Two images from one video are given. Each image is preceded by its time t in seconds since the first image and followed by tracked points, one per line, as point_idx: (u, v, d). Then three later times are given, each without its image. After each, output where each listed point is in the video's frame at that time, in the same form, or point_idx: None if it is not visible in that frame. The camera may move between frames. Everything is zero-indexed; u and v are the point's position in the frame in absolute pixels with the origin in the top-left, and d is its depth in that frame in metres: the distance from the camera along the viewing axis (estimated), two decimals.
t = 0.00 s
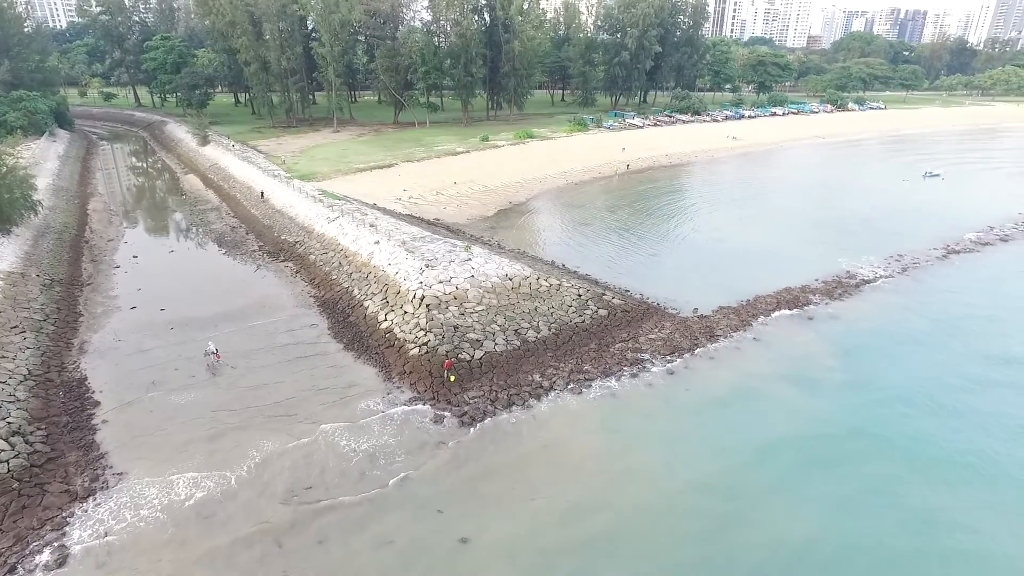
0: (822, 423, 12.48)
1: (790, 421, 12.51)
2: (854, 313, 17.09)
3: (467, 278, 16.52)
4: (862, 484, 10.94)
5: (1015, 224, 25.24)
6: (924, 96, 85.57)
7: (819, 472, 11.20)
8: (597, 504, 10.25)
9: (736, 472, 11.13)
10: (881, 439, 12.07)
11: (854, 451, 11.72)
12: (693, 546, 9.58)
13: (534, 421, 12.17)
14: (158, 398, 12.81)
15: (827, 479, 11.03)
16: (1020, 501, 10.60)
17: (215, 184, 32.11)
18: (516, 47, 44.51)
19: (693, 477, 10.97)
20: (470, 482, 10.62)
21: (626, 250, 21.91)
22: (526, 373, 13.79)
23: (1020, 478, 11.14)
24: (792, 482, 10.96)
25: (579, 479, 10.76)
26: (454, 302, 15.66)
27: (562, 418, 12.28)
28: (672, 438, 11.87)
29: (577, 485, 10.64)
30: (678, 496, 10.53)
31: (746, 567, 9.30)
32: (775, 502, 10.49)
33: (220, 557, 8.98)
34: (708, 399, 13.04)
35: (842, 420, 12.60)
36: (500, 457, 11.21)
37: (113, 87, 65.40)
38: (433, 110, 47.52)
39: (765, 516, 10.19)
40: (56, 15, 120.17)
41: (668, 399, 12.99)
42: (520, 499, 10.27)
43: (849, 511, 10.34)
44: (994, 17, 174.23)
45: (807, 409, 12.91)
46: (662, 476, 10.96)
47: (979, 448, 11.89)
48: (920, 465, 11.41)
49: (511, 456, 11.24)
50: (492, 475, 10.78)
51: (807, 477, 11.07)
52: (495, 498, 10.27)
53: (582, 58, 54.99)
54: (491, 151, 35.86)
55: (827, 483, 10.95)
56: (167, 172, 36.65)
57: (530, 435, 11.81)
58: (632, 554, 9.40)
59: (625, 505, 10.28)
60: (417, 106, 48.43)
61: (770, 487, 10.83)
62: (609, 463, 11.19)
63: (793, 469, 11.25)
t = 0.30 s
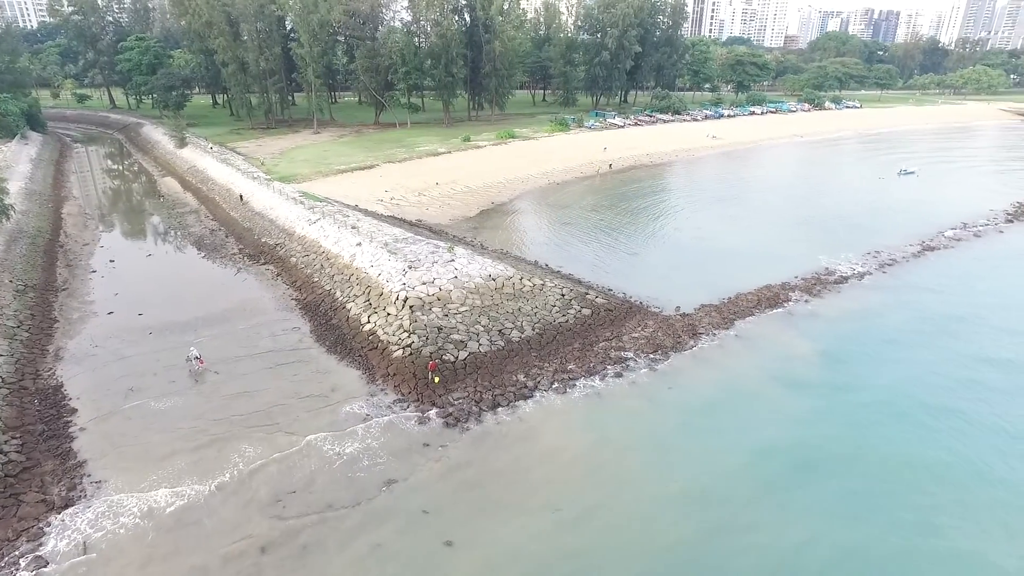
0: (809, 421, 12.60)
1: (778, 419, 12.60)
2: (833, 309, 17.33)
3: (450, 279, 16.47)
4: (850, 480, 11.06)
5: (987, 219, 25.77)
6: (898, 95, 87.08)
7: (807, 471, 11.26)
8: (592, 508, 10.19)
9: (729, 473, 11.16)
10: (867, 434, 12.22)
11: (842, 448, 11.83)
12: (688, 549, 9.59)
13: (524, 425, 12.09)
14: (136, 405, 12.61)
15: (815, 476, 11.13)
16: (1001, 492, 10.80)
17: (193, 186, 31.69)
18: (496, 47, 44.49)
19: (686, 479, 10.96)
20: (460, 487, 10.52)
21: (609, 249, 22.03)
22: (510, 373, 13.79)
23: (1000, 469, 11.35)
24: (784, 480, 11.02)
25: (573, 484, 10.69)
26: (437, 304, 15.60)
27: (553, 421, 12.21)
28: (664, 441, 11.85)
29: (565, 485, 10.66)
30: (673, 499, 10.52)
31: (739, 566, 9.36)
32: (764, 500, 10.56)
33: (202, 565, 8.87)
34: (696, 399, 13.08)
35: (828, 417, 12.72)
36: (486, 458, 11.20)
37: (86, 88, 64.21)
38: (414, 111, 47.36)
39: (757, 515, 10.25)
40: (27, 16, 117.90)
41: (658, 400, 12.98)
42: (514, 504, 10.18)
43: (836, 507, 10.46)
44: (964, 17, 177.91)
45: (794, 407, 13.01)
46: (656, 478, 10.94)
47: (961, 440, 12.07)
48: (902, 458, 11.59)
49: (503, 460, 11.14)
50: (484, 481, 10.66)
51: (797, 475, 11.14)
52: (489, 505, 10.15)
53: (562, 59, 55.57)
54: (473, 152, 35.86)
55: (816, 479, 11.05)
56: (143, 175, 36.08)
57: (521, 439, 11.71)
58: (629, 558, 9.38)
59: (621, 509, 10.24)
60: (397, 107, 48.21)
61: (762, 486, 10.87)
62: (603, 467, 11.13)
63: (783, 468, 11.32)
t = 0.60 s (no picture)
0: (792, 416, 12.75)
1: (759, 415, 12.75)
2: (811, 305, 17.58)
3: (432, 280, 16.40)
4: (837, 474, 11.20)
5: (959, 215, 26.30)
6: (871, 94, 88.65)
7: (795, 467, 11.36)
8: (581, 508, 10.19)
9: (719, 471, 11.22)
10: (849, 428, 12.40)
11: (828, 443, 11.97)
12: (685, 549, 9.60)
13: (512, 427, 12.03)
14: (113, 413, 12.36)
15: (802, 472, 11.25)
16: (979, 482, 11.05)
17: (169, 189, 31.19)
18: (475, 47, 44.44)
19: (679, 479, 10.97)
20: (452, 491, 10.42)
21: (590, 248, 22.10)
22: (494, 374, 13.77)
23: (978, 458, 11.62)
24: (773, 476, 11.12)
25: (568, 487, 10.63)
26: (419, 305, 15.53)
27: (542, 423, 12.16)
28: (655, 441, 11.85)
29: (551, 484, 10.67)
30: (668, 499, 10.52)
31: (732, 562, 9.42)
32: (753, 497, 10.65)
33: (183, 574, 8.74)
34: (682, 398, 13.15)
35: (812, 412, 12.88)
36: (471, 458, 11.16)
37: (56, 90, 62.88)
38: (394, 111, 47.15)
39: (749, 513, 10.32)
40: None
41: (645, 400, 13.01)
42: (508, 508, 10.10)
43: (823, 501, 10.59)
44: (933, 17, 181.74)
45: (778, 403, 13.15)
46: (650, 479, 10.93)
47: (939, 432, 12.34)
48: (883, 451, 11.80)
49: (494, 464, 11.05)
50: (477, 485, 10.56)
51: (786, 471, 11.24)
52: (483, 509, 10.06)
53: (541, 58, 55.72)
54: (453, 152, 35.77)
55: (804, 475, 11.18)
56: (117, 177, 35.42)
57: (509, 441, 11.65)
58: (628, 561, 9.34)
59: (617, 512, 10.20)
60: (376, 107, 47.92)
61: (753, 483, 10.94)
62: (596, 469, 11.10)
63: (773, 465, 11.41)
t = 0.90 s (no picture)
0: (776, 412, 12.89)
1: (741, 411, 12.87)
2: (790, 302, 17.81)
3: (414, 281, 16.33)
4: (819, 468, 11.36)
5: (932, 211, 26.82)
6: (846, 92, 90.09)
7: (782, 463, 11.46)
8: (565, 508, 10.22)
9: (709, 470, 11.25)
10: (832, 423, 12.56)
11: (810, 438, 12.13)
12: (680, 549, 9.60)
13: (499, 429, 11.96)
14: (89, 420, 12.14)
15: (789, 468, 11.35)
16: (959, 471, 11.26)
17: (145, 192, 30.72)
18: (455, 47, 44.35)
19: (671, 480, 10.97)
20: (441, 496, 10.32)
21: (573, 247, 22.18)
22: (478, 374, 13.76)
23: (957, 448, 11.84)
24: (761, 473, 11.21)
25: (560, 491, 10.58)
26: (402, 306, 15.45)
27: (529, 426, 12.09)
28: (643, 440, 11.89)
29: (534, 484, 10.68)
30: (660, 499, 10.53)
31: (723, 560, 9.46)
32: (741, 494, 10.72)
33: None
34: (668, 396, 13.21)
35: (795, 408, 13.03)
36: (456, 460, 11.12)
37: (27, 92, 61.57)
38: (374, 112, 46.90)
39: (739, 510, 10.38)
40: None
41: (632, 400, 13.04)
42: (501, 514, 10.00)
43: (810, 496, 10.70)
44: (906, 17, 185.28)
45: (761, 399, 13.29)
46: (643, 481, 10.92)
47: (918, 424, 12.56)
48: (865, 443, 11.98)
49: (484, 468, 10.96)
50: (468, 490, 10.46)
51: (773, 468, 11.34)
52: (475, 514, 9.97)
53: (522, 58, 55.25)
54: (434, 153, 35.66)
55: (792, 471, 11.27)
56: (91, 181, 34.78)
57: (492, 441, 11.64)
58: (624, 563, 9.31)
59: (612, 515, 10.16)
60: (356, 108, 47.64)
61: (742, 481, 11.02)
62: (587, 472, 11.06)
63: (761, 462, 11.48)
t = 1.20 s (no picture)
0: (757, 408, 13.01)
1: (723, 408, 12.98)
2: (771, 299, 18.00)
3: (397, 283, 16.25)
4: (801, 462, 11.49)
5: (908, 208, 27.30)
6: (823, 92, 91.41)
7: (764, 458, 11.58)
8: (550, 507, 10.23)
9: (695, 468, 11.30)
10: (814, 418, 12.71)
11: (792, 433, 12.26)
12: (670, 549, 9.61)
13: (484, 431, 11.91)
14: (66, 427, 11.91)
15: (774, 464, 11.43)
16: (937, 463, 11.46)
17: (122, 195, 30.23)
18: (436, 48, 44.20)
19: (655, 477, 11.04)
20: (428, 499, 10.24)
21: (556, 247, 22.23)
22: (462, 375, 13.73)
23: (935, 440, 12.05)
24: (747, 471, 11.26)
25: (549, 492, 10.53)
26: (385, 308, 15.36)
27: (516, 427, 12.06)
28: (626, 438, 11.95)
29: (519, 483, 10.68)
30: (648, 499, 10.53)
31: (712, 557, 9.52)
32: (727, 490, 10.80)
33: None
34: (651, 394, 13.28)
35: (775, 403, 13.17)
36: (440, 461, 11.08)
37: None
38: (354, 112, 46.57)
39: (726, 507, 10.44)
40: None
41: (617, 398, 13.08)
42: (491, 518, 9.92)
43: (794, 492, 10.80)
44: (880, 17, 188.47)
45: (742, 396, 13.42)
46: (631, 481, 10.91)
47: (897, 416, 12.77)
48: (847, 437, 12.13)
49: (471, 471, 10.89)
50: (456, 494, 10.38)
51: (756, 463, 11.45)
52: (464, 518, 9.88)
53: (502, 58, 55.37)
54: (416, 153, 35.53)
55: (777, 466, 11.37)
56: (65, 184, 34.13)
57: (477, 442, 11.61)
58: (617, 564, 9.30)
59: (602, 515, 10.15)
60: (337, 109, 47.29)
61: (729, 479, 11.07)
62: (575, 474, 11.01)
63: (745, 458, 11.57)
